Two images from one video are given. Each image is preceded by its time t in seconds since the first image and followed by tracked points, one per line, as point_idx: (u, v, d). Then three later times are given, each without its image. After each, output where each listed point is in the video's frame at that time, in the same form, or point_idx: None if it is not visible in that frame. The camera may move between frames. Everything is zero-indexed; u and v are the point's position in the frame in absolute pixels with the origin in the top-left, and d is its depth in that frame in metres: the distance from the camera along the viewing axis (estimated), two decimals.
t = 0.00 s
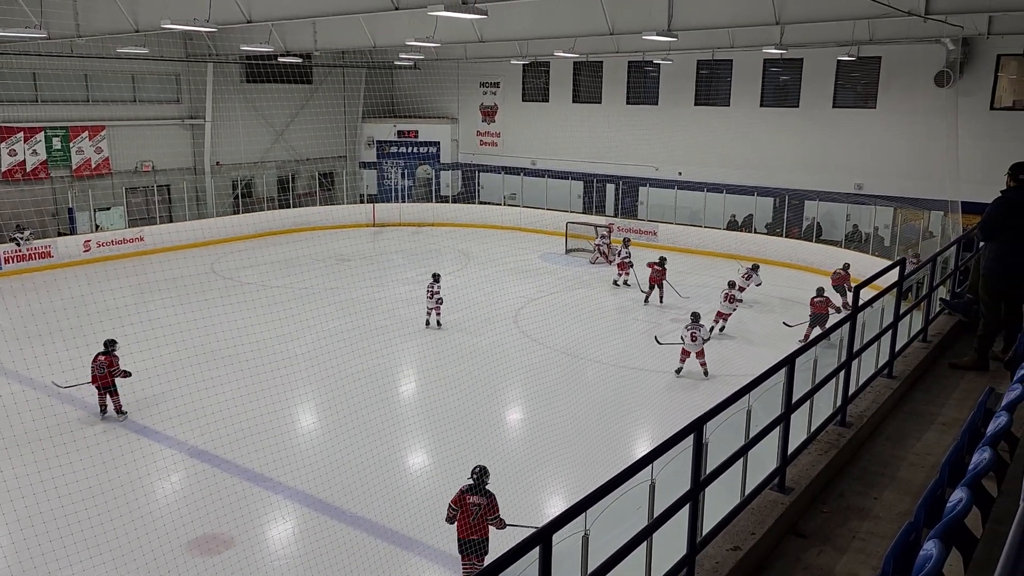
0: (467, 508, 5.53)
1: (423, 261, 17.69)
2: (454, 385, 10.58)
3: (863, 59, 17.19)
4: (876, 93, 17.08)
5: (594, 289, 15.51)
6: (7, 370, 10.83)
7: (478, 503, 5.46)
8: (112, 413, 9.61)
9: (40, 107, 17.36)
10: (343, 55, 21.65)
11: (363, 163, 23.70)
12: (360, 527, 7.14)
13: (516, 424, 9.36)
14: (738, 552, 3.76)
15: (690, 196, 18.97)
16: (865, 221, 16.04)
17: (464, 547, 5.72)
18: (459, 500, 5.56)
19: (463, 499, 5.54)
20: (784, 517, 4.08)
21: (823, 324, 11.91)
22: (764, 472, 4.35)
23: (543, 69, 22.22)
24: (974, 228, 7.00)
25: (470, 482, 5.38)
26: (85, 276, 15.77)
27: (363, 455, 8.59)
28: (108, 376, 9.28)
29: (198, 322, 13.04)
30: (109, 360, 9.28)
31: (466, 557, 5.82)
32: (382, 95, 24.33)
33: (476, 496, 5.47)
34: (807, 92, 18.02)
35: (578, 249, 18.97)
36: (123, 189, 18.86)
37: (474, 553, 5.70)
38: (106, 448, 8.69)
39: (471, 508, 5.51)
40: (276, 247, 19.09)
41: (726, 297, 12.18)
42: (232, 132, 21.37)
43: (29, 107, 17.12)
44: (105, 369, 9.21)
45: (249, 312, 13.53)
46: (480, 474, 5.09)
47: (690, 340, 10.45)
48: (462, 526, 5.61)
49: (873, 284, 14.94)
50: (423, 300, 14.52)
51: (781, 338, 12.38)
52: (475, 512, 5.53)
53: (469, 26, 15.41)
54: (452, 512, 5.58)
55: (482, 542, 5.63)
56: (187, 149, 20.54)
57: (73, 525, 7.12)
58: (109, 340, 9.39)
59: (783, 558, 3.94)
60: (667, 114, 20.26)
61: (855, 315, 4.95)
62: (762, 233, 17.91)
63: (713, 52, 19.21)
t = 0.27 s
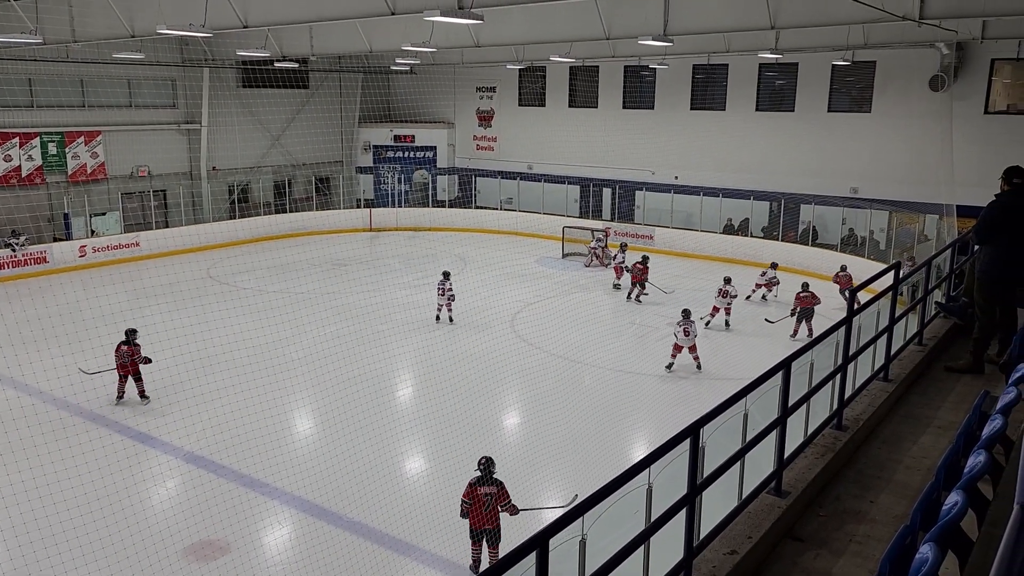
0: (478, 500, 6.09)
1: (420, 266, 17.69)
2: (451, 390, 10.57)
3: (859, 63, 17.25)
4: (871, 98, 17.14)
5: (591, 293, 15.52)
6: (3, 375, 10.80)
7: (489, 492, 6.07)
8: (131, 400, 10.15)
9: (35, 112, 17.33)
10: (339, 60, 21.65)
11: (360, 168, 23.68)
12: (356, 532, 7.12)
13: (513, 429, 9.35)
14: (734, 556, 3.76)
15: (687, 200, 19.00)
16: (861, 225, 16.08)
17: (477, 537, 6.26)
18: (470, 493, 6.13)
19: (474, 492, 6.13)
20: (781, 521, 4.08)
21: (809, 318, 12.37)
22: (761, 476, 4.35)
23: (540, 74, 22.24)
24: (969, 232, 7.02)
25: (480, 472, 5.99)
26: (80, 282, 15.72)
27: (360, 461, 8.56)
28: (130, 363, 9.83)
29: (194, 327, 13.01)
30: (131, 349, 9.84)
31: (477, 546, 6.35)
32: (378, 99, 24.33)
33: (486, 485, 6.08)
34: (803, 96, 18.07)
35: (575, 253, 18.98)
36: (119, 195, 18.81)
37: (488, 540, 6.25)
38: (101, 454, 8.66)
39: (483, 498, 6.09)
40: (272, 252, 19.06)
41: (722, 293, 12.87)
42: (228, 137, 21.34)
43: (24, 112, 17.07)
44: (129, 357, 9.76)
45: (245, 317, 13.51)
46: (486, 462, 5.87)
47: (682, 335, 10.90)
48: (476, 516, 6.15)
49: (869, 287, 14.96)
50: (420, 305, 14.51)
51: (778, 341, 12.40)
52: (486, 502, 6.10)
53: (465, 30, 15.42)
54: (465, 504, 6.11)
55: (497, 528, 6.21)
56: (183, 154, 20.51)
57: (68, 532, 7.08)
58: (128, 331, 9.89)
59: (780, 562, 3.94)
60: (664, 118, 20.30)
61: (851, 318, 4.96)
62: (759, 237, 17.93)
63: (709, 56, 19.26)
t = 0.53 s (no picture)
0: (484, 491, 6.26)
1: (421, 270, 17.70)
2: (453, 394, 10.56)
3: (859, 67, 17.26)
4: (872, 101, 17.16)
5: (592, 297, 15.52)
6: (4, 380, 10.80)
7: (495, 482, 6.26)
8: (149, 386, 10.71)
9: (36, 117, 17.33)
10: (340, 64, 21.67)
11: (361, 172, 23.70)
12: (357, 536, 7.11)
13: (514, 433, 9.34)
14: (736, 559, 3.75)
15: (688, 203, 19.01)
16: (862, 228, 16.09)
17: (485, 529, 6.40)
18: (476, 486, 6.28)
19: (479, 485, 6.28)
20: (782, 525, 4.08)
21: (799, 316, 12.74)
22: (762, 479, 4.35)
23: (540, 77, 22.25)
24: (969, 235, 7.03)
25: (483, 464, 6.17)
26: (81, 286, 15.73)
27: (361, 465, 8.55)
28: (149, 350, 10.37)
29: (195, 331, 13.01)
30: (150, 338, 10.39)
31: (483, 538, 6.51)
32: (379, 103, 24.33)
33: (492, 476, 6.26)
34: (803, 99, 18.08)
35: (575, 257, 18.98)
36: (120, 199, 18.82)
37: (497, 529, 6.41)
38: (103, 458, 8.66)
39: (490, 489, 6.25)
40: (273, 256, 19.07)
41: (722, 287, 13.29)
42: (229, 141, 21.35)
43: (25, 117, 17.09)
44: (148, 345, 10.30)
45: (247, 322, 13.51)
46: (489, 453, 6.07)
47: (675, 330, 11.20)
48: (485, 508, 6.29)
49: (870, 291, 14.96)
50: (421, 309, 14.51)
51: (778, 345, 12.40)
52: (494, 492, 6.27)
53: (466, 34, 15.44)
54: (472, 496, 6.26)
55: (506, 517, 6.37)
56: (184, 158, 20.52)
57: (68, 537, 7.07)
58: (149, 321, 10.46)
59: (781, 565, 3.93)
60: (664, 122, 20.32)
61: (852, 322, 4.95)
62: (759, 240, 17.91)
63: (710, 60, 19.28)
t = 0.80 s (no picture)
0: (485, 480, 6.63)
1: (427, 271, 17.71)
2: (458, 395, 10.58)
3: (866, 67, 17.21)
4: (879, 102, 17.10)
5: (598, 298, 15.52)
6: (13, 382, 10.85)
7: (497, 471, 6.64)
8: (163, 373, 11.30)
9: (45, 119, 17.39)
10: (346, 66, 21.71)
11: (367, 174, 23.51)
12: (364, 538, 7.12)
13: (520, 435, 9.35)
14: (743, 562, 3.74)
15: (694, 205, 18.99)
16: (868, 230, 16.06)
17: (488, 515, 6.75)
18: (478, 476, 6.63)
19: (479, 475, 6.65)
20: (790, 528, 4.07)
21: (796, 313, 13.03)
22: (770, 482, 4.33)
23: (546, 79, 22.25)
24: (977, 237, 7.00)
25: (485, 454, 6.55)
26: (89, 289, 15.79)
27: (367, 467, 8.56)
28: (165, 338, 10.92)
29: (202, 333, 13.06)
30: (166, 326, 10.95)
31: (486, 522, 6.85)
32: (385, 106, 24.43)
33: (493, 465, 6.63)
34: (810, 101, 18.04)
35: (581, 259, 18.98)
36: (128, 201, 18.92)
37: (500, 515, 6.76)
38: (110, 460, 8.69)
39: (492, 478, 6.63)
40: (279, 258, 19.13)
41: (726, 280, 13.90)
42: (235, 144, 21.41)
43: (33, 120, 17.17)
44: (163, 334, 10.83)
45: (254, 323, 13.56)
46: (488, 444, 6.48)
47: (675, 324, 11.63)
48: (488, 496, 6.66)
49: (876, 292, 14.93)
50: (427, 311, 14.52)
51: (786, 346, 12.36)
52: (496, 481, 6.66)
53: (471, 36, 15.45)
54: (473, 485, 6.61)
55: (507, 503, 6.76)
56: (190, 161, 20.62)
57: (76, 539, 7.09)
58: (165, 312, 11.01)
59: (788, 568, 3.92)
60: (670, 123, 20.29)
61: (860, 324, 4.93)
62: (766, 242, 17.87)
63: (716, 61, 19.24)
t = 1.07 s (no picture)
0: (482, 470, 6.97)
1: (439, 271, 17.74)
2: (471, 395, 10.58)
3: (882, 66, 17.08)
4: (894, 101, 16.97)
5: (611, 298, 15.49)
6: (31, 380, 10.96)
7: (494, 460, 6.97)
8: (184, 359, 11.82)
9: (62, 120, 17.59)
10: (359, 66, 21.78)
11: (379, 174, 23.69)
12: (376, 538, 7.14)
13: (532, 435, 9.34)
14: (757, 565, 3.72)
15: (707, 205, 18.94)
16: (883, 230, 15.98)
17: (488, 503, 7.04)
18: (476, 466, 6.97)
19: (477, 466, 6.99)
20: (804, 530, 4.04)
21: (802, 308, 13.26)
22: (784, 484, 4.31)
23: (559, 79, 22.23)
24: (995, 237, 6.92)
25: (481, 444, 6.91)
26: (104, 288, 15.92)
27: (380, 467, 8.57)
28: (191, 328, 11.53)
29: (217, 332, 13.13)
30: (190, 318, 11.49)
31: (486, 510, 7.16)
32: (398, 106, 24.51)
33: (490, 454, 6.98)
34: (825, 100, 17.93)
35: (593, 259, 18.95)
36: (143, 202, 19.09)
37: (500, 503, 7.06)
38: (126, 458, 8.76)
39: (490, 467, 6.96)
40: (293, 258, 19.21)
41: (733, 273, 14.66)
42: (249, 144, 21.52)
43: (50, 121, 17.35)
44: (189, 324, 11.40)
45: (268, 323, 13.63)
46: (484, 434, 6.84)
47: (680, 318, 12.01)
48: (486, 484, 6.98)
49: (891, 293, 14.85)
50: (440, 311, 14.53)
51: (801, 347, 12.29)
52: (493, 470, 6.99)
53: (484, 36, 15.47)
54: (471, 476, 6.93)
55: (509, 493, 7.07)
56: (205, 161, 20.75)
57: (91, 536, 7.14)
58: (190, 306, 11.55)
59: (803, 571, 3.89)
60: (684, 123, 20.23)
61: (875, 325, 4.88)
62: (779, 242, 17.73)
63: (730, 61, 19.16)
